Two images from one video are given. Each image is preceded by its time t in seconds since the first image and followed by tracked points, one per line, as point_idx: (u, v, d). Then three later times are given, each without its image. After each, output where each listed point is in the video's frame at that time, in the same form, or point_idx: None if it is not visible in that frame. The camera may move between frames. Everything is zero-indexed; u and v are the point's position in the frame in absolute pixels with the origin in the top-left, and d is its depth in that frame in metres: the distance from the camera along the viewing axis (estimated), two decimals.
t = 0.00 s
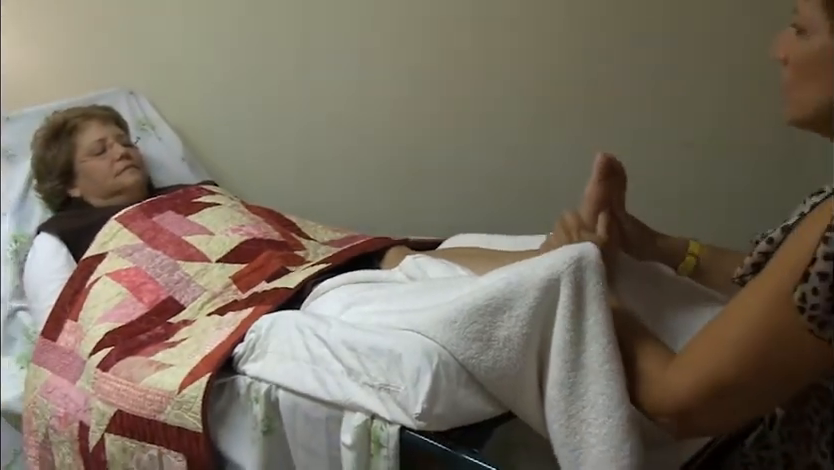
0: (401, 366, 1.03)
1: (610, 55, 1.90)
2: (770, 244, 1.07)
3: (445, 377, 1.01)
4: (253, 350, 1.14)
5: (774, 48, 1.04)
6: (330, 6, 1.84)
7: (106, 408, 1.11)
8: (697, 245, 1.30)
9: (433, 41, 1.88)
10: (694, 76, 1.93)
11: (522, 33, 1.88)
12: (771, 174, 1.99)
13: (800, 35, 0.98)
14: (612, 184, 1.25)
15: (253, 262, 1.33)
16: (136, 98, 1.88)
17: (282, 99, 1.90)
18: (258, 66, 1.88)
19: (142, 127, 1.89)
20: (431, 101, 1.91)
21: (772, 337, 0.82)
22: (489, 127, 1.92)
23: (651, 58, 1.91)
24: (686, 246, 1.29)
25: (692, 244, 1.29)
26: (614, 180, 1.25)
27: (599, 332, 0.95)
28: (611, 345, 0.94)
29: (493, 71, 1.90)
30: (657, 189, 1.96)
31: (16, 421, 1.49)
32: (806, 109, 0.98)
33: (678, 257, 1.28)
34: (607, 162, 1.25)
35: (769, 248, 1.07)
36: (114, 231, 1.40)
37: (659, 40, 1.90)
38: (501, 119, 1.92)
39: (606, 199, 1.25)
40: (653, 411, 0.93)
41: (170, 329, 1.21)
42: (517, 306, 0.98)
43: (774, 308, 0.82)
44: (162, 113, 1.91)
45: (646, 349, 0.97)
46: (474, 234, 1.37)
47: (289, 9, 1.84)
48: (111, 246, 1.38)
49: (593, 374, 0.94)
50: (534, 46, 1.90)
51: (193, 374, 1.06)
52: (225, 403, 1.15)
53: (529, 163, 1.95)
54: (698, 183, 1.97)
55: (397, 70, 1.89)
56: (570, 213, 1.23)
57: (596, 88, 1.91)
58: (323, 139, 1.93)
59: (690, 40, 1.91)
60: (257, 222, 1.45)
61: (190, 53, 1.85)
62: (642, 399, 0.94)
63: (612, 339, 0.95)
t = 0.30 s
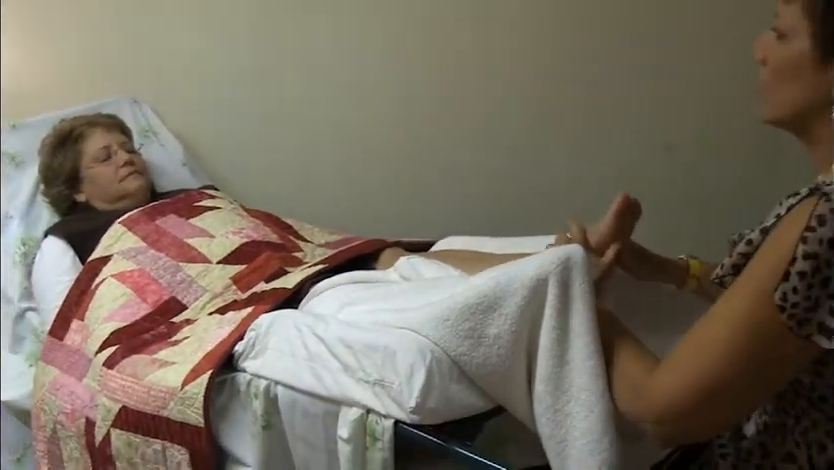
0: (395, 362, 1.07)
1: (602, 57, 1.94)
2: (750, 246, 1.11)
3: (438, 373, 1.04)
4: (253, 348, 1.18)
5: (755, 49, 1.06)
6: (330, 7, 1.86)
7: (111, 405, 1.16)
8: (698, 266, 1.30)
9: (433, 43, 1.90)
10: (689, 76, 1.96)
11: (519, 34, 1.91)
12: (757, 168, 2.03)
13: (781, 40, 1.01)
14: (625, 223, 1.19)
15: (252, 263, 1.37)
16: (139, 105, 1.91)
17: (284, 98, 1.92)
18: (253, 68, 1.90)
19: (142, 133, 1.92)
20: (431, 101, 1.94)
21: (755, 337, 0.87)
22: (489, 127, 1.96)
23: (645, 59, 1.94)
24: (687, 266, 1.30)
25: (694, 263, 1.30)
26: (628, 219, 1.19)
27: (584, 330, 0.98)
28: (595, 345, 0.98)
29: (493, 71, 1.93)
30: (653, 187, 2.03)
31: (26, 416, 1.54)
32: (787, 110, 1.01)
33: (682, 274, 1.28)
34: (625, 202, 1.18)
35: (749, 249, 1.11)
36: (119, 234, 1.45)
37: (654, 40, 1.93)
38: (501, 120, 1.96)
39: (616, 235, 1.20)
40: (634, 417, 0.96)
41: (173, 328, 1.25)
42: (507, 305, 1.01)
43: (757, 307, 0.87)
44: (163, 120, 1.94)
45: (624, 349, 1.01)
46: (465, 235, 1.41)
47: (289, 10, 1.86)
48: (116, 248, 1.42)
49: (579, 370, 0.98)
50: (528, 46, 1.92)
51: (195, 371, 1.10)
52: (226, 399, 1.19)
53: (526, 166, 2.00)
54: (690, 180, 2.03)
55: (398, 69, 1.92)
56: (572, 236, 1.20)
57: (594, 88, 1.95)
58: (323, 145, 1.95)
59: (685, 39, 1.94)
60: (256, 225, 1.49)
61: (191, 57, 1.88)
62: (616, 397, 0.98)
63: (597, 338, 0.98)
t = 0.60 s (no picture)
0: (388, 358, 1.10)
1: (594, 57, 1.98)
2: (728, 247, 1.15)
3: (429, 369, 1.08)
4: (250, 345, 1.22)
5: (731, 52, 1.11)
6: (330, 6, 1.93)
7: (115, 401, 1.20)
8: (681, 270, 1.33)
9: (433, 42, 1.96)
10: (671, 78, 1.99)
11: (517, 31, 1.96)
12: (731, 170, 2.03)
13: (756, 46, 1.03)
14: (612, 236, 1.25)
15: (249, 264, 1.42)
16: (140, 112, 1.95)
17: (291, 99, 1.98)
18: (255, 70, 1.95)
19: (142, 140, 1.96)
20: (431, 101, 1.99)
21: (737, 335, 0.90)
22: (489, 127, 2.00)
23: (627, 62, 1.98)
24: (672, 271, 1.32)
25: (678, 269, 1.32)
26: (614, 233, 1.25)
27: (572, 327, 1.02)
28: (581, 339, 1.02)
29: (493, 72, 1.98)
30: (644, 186, 2.04)
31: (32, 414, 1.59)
32: (759, 112, 1.05)
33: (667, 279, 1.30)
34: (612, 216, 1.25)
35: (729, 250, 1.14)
36: (121, 237, 1.49)
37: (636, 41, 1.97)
38: (501, 120, 2.00)
39: (603, 246, 1.25)
40: (624, 416, 1.00)
41: (173, 327, 1.30)
42: (496, 302, 1.05)
43: (738, 305, 0.90)
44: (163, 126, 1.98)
45: (609, 346, 1.05)
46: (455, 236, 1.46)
47: (289, 16, 1.93)
48: (118, 250, 1.47)
49: (567, 365, 1.01)
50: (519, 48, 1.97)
51: (195, 368, 1.14)
52: (225, 395, 1.24)
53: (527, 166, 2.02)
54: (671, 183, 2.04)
55: (398, 70, 1.97)
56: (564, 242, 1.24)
57: (592, 90, 1.99)
58: (322, 145, 2.00)
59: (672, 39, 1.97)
60: (253, 228, 1.54)
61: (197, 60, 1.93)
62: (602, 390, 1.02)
63: (583, 335, 1.02)
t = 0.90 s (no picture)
0: (382, 357, 1.15)
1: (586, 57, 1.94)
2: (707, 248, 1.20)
3: (421, 366, 1.13)
4: (247, 346, 1.27)
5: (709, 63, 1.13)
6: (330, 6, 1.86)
7: (119, 399, 1.25)
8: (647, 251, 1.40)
9: (432, 43, 1.91)
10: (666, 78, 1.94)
11: (518, 30, 1.91)
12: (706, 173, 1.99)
13: (730, 59, 1.05)
14: (576, 211, 1.31)
15: (248, 266, 1.47)
16: (143, 122, 1.98)
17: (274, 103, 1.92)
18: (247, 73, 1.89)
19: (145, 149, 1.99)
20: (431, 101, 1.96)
21: (716, 328, 0.95)
22: (489, 128, 1.98)
23: (627, 61, 1.94)
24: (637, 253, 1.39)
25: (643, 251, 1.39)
26: (579, 207, 1.32)
27: (558, 325, 1.06)
28: (569, 337, 1.06)
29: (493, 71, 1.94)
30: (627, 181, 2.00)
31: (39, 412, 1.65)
32: (735, 122, 1.07)
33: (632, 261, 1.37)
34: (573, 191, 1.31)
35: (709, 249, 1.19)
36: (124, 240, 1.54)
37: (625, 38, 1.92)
38: (501, 120, 1.97)
39: (570, 223, 1.32)
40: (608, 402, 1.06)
41: (175, 327, 1.35)
42: (485, 302, 1.09)
43: (715, 300, 0.95)
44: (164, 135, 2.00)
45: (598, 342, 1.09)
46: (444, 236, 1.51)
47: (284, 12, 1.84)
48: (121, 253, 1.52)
49: (555, 362, 1.06)
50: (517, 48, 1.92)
51: (195, 367, 1.19)
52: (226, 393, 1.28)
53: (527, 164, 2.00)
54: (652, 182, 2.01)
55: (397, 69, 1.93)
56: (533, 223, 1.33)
57: (592, 90, 1.95)
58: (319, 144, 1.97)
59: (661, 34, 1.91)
60: (251, 231, 1.59)
61: (193, 73, 1.89)
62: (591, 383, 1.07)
63: (570, 333, 1.06)
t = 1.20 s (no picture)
0: (379, 356, 1.19)
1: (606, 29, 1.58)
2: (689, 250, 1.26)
3: (416, 365, 1.17)
4: (250, 346, 1.32)
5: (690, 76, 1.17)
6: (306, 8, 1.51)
7: (127, 398, 1.30)
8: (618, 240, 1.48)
9: (432, 43, 1.55)
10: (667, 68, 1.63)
11: (523, 28, 1.55)
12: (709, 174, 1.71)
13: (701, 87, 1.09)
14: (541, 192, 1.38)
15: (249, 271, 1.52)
16: (147, 130, 1.79)
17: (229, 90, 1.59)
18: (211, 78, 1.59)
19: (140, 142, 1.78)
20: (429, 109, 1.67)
21: (693, 327, 1.00)
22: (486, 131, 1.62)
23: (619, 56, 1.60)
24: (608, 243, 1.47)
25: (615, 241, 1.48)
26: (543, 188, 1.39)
27: (546, 323, 1.12)
28: (557, 336, 1.11)
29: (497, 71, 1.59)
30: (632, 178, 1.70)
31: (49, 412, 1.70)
32: (719, 144, 1.11)
33: (604, 252, 1.46)
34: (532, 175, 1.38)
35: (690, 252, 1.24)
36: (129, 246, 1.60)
37: None
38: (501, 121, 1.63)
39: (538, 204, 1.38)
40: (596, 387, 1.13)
41: (179, 329, 1.40)
42: (477, 302, 1.13)
43: (694, 301, 1.00)
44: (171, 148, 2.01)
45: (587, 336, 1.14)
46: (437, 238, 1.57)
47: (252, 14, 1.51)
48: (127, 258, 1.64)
49: (545, 360, 1.11)
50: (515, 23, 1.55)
51: (200, 368, 1.24)
52: (227, 391, 1.32)
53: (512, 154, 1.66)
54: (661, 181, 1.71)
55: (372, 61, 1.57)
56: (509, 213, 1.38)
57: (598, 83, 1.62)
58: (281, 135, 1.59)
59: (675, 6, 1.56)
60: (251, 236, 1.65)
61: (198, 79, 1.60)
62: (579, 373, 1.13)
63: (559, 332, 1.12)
